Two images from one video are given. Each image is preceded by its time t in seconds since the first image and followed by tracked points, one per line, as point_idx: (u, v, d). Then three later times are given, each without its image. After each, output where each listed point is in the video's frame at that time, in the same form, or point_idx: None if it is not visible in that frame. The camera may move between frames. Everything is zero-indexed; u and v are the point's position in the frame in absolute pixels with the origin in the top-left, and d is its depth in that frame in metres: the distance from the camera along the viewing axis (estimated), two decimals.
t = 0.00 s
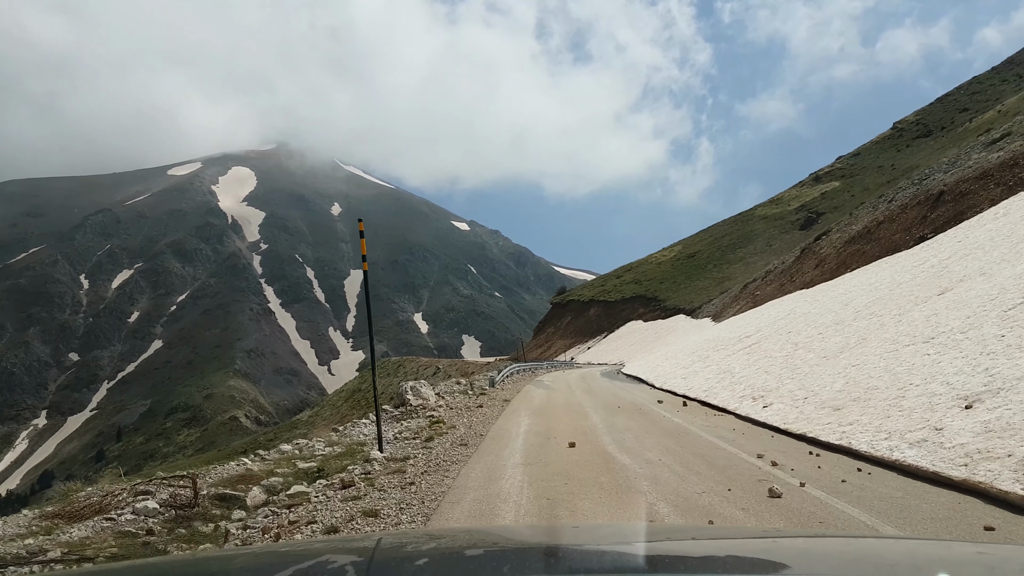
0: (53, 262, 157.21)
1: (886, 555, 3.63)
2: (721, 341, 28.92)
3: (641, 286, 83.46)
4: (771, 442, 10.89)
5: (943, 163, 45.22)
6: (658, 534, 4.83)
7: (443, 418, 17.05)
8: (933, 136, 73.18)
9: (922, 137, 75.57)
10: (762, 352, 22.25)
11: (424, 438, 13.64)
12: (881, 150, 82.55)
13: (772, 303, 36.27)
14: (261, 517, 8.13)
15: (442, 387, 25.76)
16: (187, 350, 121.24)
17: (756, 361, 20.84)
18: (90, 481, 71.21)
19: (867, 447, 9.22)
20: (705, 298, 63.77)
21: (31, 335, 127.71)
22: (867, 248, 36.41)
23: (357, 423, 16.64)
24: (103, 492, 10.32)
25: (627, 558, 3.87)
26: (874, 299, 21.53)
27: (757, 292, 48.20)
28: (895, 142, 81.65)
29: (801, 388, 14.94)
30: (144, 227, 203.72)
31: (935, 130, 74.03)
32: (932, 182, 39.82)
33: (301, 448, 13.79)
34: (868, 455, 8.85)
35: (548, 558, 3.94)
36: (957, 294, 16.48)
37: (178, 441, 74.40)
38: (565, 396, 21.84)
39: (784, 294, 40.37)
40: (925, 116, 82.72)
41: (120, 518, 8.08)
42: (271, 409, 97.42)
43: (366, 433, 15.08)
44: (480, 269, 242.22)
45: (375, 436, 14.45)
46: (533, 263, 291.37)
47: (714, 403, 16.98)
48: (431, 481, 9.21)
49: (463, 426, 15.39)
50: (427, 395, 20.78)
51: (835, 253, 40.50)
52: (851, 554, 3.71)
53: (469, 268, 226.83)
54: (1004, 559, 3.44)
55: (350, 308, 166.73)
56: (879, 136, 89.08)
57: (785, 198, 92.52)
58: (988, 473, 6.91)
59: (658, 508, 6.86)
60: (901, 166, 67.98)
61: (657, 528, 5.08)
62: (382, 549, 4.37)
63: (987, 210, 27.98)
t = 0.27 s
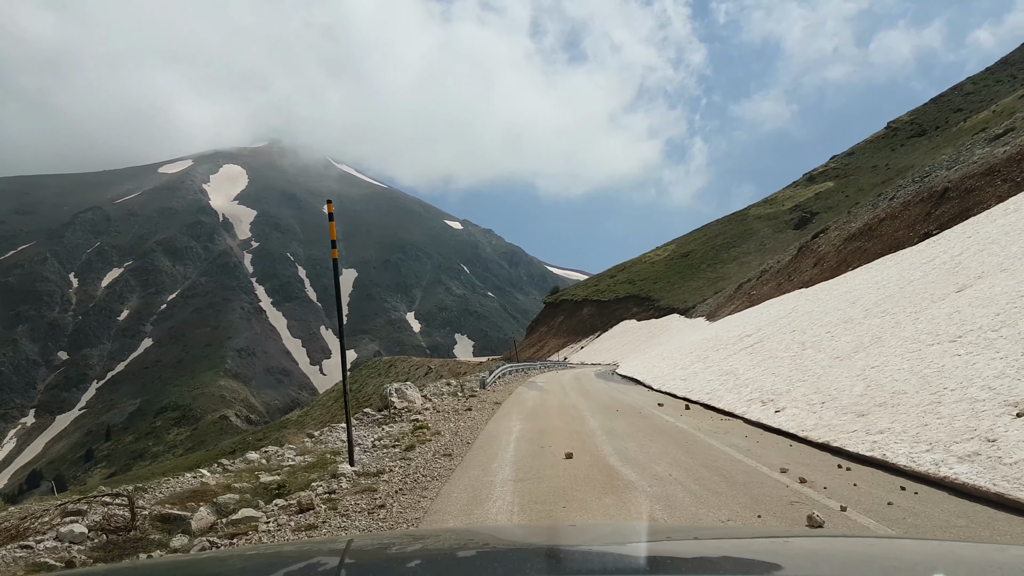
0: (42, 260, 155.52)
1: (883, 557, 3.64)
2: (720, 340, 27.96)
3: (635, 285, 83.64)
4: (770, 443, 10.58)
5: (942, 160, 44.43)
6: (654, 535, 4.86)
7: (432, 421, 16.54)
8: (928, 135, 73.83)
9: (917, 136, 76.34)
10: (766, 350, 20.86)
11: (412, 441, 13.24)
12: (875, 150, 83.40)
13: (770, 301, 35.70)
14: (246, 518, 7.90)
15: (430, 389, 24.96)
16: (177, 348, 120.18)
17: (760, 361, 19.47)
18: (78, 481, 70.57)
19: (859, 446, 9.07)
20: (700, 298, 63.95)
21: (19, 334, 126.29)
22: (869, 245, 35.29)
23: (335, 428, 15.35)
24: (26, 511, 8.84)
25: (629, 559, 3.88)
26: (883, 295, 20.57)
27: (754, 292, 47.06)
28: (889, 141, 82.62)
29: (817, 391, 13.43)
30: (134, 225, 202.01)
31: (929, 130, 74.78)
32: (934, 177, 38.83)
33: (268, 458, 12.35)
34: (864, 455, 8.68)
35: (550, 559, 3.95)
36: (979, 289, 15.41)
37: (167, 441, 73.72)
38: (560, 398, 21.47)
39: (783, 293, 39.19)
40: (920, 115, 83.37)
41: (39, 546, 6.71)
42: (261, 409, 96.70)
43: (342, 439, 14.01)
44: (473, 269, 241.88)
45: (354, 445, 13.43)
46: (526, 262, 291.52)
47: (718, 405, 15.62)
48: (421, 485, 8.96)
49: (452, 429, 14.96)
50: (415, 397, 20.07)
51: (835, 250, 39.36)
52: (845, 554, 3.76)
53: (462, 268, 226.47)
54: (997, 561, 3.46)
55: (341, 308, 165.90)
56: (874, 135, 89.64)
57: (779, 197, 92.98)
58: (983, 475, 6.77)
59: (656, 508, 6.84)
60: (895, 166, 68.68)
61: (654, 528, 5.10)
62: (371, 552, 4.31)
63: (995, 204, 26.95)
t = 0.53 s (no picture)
0: (28, 260, 153.54)
1: (871, 555, 3.66)
2: (719, 338, 27.57)
3: (627, 284, 83.96)
4: (777, 446, 10.28)
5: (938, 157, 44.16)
6: (651, 532, 4.87)
7: (419, 422, 15.98)
8: (919, 133, 74.78)
9: (908, 134, 77.29)
10: (772, 349, 20.24)
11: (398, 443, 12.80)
12: (868, 147, 84.12)
13: (767, 299, 35.50)
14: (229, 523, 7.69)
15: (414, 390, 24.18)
16: (166, 348, 119.00)
17: (767, 360, 18.82)
18: (66, 483, 69.82)
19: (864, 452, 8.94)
20: (692, 297, 64.23)
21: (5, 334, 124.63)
22: (869, 241, 34.74)
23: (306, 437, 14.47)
24: None
25: (628, 558, 3.88)
26: (891, 291, 20.16)
27: (749, 290, 46.39)
28: (881, 139, 83.54)
29: (833, 394, 12.76)
30: (122, 224, 200.08)
31: (920, 129, 75.73)
32: (934, 173, 38.43)
33: (224, 476, 11.32)
34: (872, 461, 8.52)
35: (552, 558, 3.94)
36: (1000, 284, 14.87)
37: (156, 442, 72.94)
38: (554, 398, 21.07)
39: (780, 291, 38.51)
40: (911, 114, 84.36)
41: None
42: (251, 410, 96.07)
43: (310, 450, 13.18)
44: (465, 269, 241.81)
45: (319, 455, 12.56)
46: (517, 262, 291.86)
47: (722, 409, 14.96)
48: (406, 488, 8.62)
49: (440, 430, 14.47)
50: (400, 399, 19.35)
51: (833, 247, 38.76)
52: (835, 552, 3.78)
53: (453, 267, 226.26)
54: (996, 559, 3.46)
55: (332, 308, 165.22)
56: (865, 133, 90.59)
57: (771, 195, 93.73)
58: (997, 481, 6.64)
59: (651, 507, 6.81)
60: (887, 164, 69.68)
61: (649, 526, 5.12)
62: (358, 551, 4.27)
63: (1001, 198, 26.39)
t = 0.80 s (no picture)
0: (14, 260, 151.56)
1: (874, 555, 3.67)
2: (718, 338, 27.18)
3: (619, 284, 84.24)
4: (779, 452, 10.10)
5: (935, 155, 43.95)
6: (652, 532, 4.89)
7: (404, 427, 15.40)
8: (912, 133, 75.55)
9: (901, 135, 77.95)
10: (779, 349, 19.68)
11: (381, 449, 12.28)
12: (859, 147, 85.02)
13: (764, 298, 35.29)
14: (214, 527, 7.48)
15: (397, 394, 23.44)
16: (154, 349, 117.85)
17: (775, 360, 18.25)
18: (53, 485, 68.93)
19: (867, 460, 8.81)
20: (684, 297, 64.53)
21: None
22: (868, 238, 34.27)
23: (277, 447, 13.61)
24: None
25: (627, 556, 3.90)
26: (900, 289, 19.76)
27: (745, 289, 45.81)
28: (873, 139, 84.43)
29: (853, 399, 12.01)
30: (110, 224, 198.13)
31: (913, 128, 76.81)
32: (934, 169, 38.20)
33: (174, 490, 10.04)
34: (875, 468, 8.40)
35: (551, 558, 3.95)
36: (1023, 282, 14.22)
37: (145, 443, 72.22)
38: (546, 401, 20.63)
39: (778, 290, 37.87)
40: (903, 114, 85.28)
41: None
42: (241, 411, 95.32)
43: (280, 460, 12.26)
44: (456, 269, 241.47)
45: (285, 467, 11.55)
46: (508, 263, 292.00)
47: (733, 417, 14.09)
48: (396, 493, 8.50)
49: (426, 435, 13.93)
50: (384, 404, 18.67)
51: (831, 245, 38.24)
52: (836, 553, 3.79)
53: (444, 268, 225.79)
54: (1004, 563, 3.45)
55: (322, 309, 164.37)
56: (857, 133, 91.31)
57: (763, 195, 94.39)
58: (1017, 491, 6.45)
59: (649, 511, 6.78)
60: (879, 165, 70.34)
61: (648, 526, 5.15)
62: (352, 554, 4.19)
63: (1008, 193, 25.96)
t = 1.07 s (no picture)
0: None
1: (874, 556, 3.70)
2: (718, 338, 26.84)
3: (611, 284, 84.56)
4: (772, 454, 9.93)
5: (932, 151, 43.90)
6: (654, 532, 4.89)
7: (386, 434, 14.23)
8: (903, 133, 76.29)
9: (893, 134, 78.63)
10: (789, 348, 19.17)
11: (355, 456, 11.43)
12: (851, 147, 85.73)
13: (761, 297, 35.19)
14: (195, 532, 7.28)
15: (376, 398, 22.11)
16: (142, 350, 116.65)
17: (784, 361, 17.68)
18: (39, 487, 67.95)
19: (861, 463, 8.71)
20: (676, 297, 64.79)
21: None
22: (869, 235, 34.00)
23: (239, 457, 12.09)
24: None
25: (626, 557, 3.88)
26: (910, 285, 19.47)
27: (741, 288, 45.59)
28: (865, 139, 85.19)
29: (881, 404, 11.05)
30: (98, 224, 196.20)
31: (905, 127, 77.43)
32: (933, 165, 38.01)
33: (106, 516, 8.44)
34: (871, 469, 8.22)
35: (550, 559, 3.93)
36: None
37: (133, 445, 71.40)
38: (537, 405, 19.61)
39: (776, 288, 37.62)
40: (894, 114, 86.24)
41: None
42: (230, 412, 94.63)
43: (240, 473, 10.77)
44: (447, 269, 241.29)
45: (245, 483, 10.00)
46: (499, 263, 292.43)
47: (749, 423, 12.81)
48: (383, 495, 8.29)
49: (407, 443, 12.82)
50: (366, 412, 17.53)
51: (830, 242, 38.04)
52: (846, 551, 3.80)
53: (435, 268, 225.53)
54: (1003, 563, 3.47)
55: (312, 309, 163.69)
56: (848, 133, 92.09)
57: (755, 194, 95.12)
58: None
59: (643, 511, 6.70)
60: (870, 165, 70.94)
61: (649, 525, 5.19)
62: (343, 556, 4.15)
63: (1015, 187, 25.59)
